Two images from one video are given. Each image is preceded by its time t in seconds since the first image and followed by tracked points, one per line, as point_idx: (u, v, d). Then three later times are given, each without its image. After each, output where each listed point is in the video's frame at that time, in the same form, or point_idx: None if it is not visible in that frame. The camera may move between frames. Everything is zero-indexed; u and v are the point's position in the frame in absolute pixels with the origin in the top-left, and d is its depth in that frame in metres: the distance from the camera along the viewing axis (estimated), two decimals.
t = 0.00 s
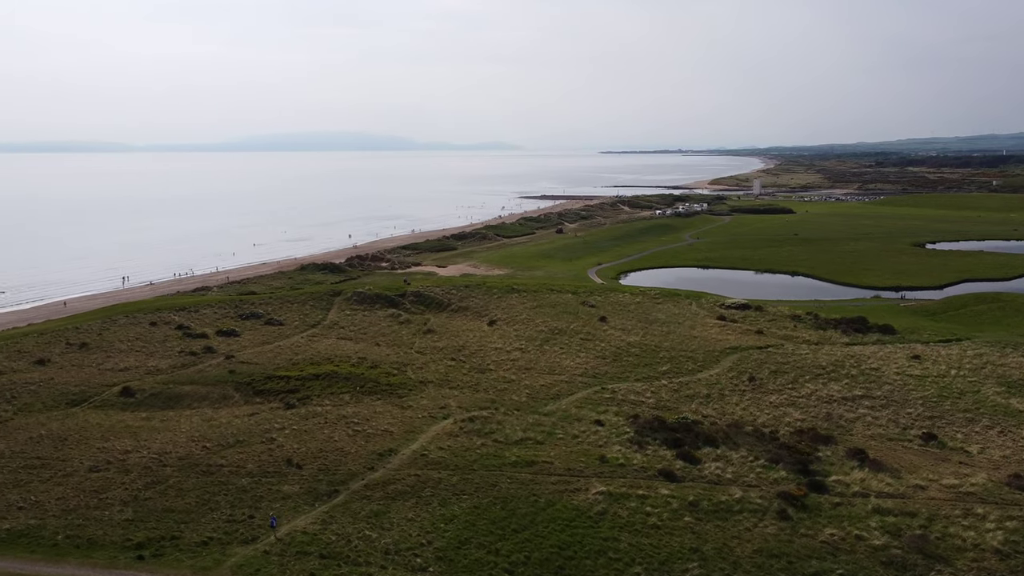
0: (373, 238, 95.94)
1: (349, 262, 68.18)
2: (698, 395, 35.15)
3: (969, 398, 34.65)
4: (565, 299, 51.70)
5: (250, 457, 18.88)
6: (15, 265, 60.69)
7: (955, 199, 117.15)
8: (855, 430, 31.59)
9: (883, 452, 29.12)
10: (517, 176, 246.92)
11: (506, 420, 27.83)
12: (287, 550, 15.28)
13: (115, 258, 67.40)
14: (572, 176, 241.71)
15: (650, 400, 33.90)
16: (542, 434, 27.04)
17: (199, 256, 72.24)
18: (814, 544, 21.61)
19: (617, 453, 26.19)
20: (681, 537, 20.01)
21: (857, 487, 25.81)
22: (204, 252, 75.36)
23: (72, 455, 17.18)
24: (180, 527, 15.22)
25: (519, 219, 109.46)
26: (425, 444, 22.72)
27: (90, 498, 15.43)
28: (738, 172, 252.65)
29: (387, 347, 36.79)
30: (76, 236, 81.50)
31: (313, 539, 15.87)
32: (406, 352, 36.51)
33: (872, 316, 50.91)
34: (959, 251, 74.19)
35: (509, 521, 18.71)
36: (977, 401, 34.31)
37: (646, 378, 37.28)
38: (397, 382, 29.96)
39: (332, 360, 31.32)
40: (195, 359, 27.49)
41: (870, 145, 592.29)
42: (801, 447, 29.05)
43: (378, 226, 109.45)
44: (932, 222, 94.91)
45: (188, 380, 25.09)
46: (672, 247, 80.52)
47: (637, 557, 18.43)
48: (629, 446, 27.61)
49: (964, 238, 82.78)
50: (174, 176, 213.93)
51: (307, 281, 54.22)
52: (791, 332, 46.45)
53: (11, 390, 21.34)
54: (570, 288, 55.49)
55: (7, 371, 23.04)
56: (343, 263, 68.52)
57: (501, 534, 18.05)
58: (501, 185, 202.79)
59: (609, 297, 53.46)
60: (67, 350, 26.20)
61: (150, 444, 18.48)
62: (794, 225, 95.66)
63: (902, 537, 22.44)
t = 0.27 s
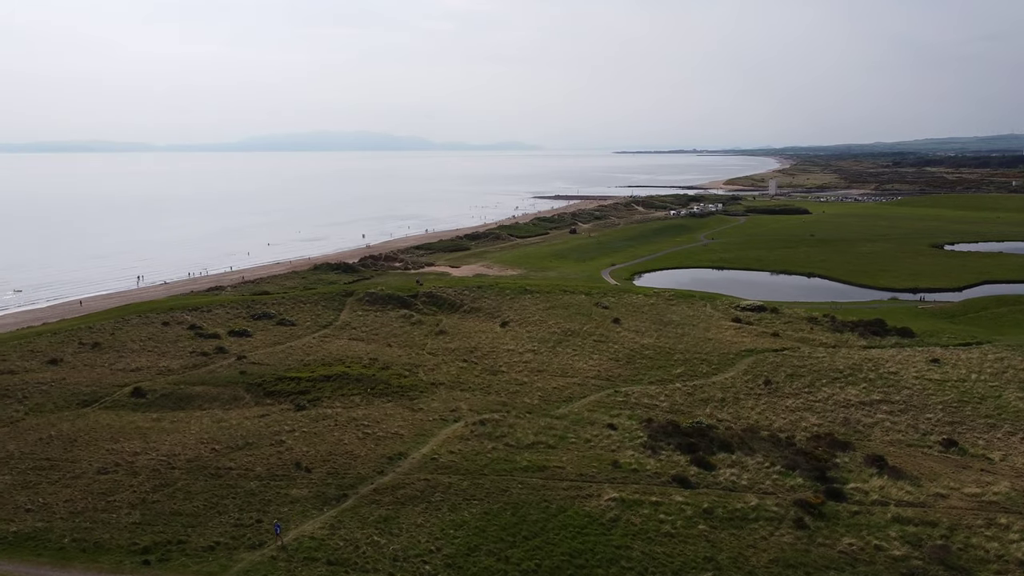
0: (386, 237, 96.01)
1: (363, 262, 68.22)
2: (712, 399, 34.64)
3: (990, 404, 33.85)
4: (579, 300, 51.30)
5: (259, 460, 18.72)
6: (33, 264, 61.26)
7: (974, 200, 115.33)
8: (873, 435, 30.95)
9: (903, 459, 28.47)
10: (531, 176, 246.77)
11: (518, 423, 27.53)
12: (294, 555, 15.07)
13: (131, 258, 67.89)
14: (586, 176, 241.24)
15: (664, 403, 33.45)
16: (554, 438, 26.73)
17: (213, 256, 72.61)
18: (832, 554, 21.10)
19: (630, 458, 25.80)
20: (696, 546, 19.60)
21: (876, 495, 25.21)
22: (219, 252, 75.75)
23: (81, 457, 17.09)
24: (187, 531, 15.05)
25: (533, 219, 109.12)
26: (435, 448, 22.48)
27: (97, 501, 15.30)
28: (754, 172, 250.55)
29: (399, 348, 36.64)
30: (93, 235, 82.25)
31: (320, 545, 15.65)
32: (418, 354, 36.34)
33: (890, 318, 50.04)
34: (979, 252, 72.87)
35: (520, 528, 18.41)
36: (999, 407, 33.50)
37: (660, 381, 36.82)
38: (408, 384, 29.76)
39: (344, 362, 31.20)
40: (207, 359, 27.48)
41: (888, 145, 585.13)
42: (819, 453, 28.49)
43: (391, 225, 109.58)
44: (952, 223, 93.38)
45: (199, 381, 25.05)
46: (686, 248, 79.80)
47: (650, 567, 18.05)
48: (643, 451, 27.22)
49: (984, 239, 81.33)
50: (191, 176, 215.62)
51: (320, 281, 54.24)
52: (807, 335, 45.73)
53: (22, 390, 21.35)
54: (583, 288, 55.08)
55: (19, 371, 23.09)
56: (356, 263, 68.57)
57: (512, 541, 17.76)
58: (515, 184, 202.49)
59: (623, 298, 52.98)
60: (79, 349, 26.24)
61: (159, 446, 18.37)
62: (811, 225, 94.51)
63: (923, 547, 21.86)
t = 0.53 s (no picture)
0: (400, 237, 96.05)
1: (376, 262, 68.25)
2: (727, 403, 34.12)
3: (1013, 409, 33.04)
4: (592, 301, 50.88)
5: (268, 463, 18.55)
6: (50, 263, 61.85)
7: (995, 200, 113.44)
8: (892, 441, 30.30)
9: (923, 466, 27.81)
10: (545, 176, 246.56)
11: (530, 426, 27.23)
12: (301, 560, 14.86)
13: (147, 257, 68.39)
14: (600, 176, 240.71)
15: (679, 407, 32.99)
16: (566, 442, 26.40)
17: (228, 256, 72.98)
18: (850, 564, 20.58)
19: (644, 464, 25.40)
20: (710, 555, 19.18)
21: (896, 503, 24.60)
22: (233, 251, 76.09)
23: (90, 459, 16.98)
24: (194, 535, 14.88)
25: (546, 219, 108.71)
26: (446, 452, 22.23)
27: (105, 504, 15.18)
28: (771, 172, 248.38)
29: (410, 349, 36.47)
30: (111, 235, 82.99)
31: (328, 551, 15.44)
32: (429, 355, 36.17)
33: (909, 320, 49.15)
34: (1000, 254, 71.52)
35: (530, 535, 18.11)
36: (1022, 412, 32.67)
37: (674, 384, 36.34)
38: (420, 386, 29.56)
39: (355, 363, 31.10)
40: (218, 360, 27.47)
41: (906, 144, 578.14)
42: (836, 459, 27.92)
43: (405, 225, 109.69)
44: (972, 224, 91.79)
45: (211, 381, 25.04)
46: (701, 249, 79.04)
47: None
48: (657, 455, 26.81)
49: (1006, 240, 79.84)
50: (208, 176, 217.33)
51: (333, 281, 54.26)
52: (824, 337, 45.00)
53: (34, 390, 21.36)
54: (597, 289, 54.63)
55: (32, 371, 23.14)
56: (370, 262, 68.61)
57: (522, 548, 17.46)
58: (528, 184, 202.14)
59: (637, 300, 52.50)
60: (92, 349, 26.30)
61: (168, 447, 18.26)
62: (828, 226, 93.31)
63: (944, 558, 21.27)
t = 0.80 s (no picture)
0: (412, 237, 96.05)
1: (387, 262, 68.24)
2: (740, 406, 33.66)
3: None
4: (603, 302, 50.50)
5: (276, 466, 18.41)
6: (66, 263, 62.37)
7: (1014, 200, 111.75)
8: (909, 446, 29.72)
9: (941, 472, 27.24)
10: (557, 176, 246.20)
11: (540, 430, 26.95)
12: (308, 566, 14.67)
13: (161, 257, 68.84)
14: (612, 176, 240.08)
15: (691, 410, 32.59)
16: (576, 445, 26.11)
17: (241, 255, 73.27)
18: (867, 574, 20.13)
19: (655, 468, 25.05)
20: (723, 563, 18.82)
21: (914, 510, 24.09)
22: (246, 251, 76.34)
23: (98, 461, 16.91)
24: (201, 539, 14.74)
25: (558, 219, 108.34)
26: (455, 455, 21.99)
27: (112, 506, 15.09)
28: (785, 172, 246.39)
29: (421, 350, 36.33)
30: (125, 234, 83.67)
31: (335, 556, 15.25)
32: (440, 356, 36.00)
33: (925, 323, 48.38)
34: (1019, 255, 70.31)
35: (540, 541, 17.84)
36: None
37: (686, 387, 35.92)
38: (430, 387, 29.37)
39: (365, 364, 31.00)
40: (228, 360, 27.48)
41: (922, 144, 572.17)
42: (852, 465, 27.40)
43: (417, 225, 109.76)
44: (990, 225, 90.40)
45: (220, 382, 25.01)
46: (715, 249, 78.35)
47: None
48: (669, 460, 26.45)
49: None
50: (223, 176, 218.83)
51: (344, 281, 54.26)
52: (839, 340, 44.35)
53: (44, 390, 21.38)
54: (609, 290, 54.24)
55: (43, 370, 23.20)
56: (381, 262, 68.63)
57: (532, 555, 17.20)
58: (540, 185, 201.79)
59: (649, 301, 52.03)
60: (103, 349, 26.35)
61: (176, 449, 18.17)
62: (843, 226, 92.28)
63: (964, 568, 20.77)
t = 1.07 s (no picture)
0: (425, 237, 96.02)
1: (401, 262, 68.22)
2: (756, 410, 33.10)
3: None
4: (617, 304, 50.05)
5: (285, 469, 18.25)
6: (83, 262, 62.97)
7: None
8: (929, 453, 29.04)
9: (962, 480, 26.57)
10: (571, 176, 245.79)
11: (552, 433, 26.62)
12: (315, 573, 14.44)
13: (177, 256, 69.28)
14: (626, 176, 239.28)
15: (706, 414, 32.10)
16: (589, 450, 25.75)
17: (256, 255, 73.61)
18: None
19: (669, 475, 24.64)
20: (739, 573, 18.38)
21: (935, 519, 23.47)
22: (260, 251, 76.63)
23: (107, 463, 16.83)
24: (208, 543, 14.58)
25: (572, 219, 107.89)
26: (465, 459, 21.73)
27: (120, 509, 14.98)
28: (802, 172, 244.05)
29: (432, 352, 36.14)
30: (142, 233, 84.42)
31: (342, 562, 15.02)
32: (452, 357, 35.79)
33: (945, 325, 47.45)
34: None
35: (551, 549, 17.51)
36: None
37: (701, 390, 35.42)
38: (441, 389, 29.14)
39: (377, 365, 30.87)
40: (240, 361, 27.49)
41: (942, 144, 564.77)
42: (871, 471, 26.79)
43: (430, 225, 109.79)
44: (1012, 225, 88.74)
45: (231, 383, 24.97)
46: (730, 250, 77.52)
47: None
48: (683, 466, 26.02)
49: None
50: (239, 176, 220.14)
51: (357, 281, 54.23)
52: (857, 343, 43.60)
53: (56, 390, 21.40)
54: (623, 291, 53.75)
55: (56, 371, 23.23)
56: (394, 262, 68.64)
57: (543, 563, 16.88)
58: (554, 184, 201.21)
59: (663, 302, 51.49)
60: (115, 349, 26.41)
61: (184, 452, 18.05)
62: (861, 227, 91.05)
63: None
